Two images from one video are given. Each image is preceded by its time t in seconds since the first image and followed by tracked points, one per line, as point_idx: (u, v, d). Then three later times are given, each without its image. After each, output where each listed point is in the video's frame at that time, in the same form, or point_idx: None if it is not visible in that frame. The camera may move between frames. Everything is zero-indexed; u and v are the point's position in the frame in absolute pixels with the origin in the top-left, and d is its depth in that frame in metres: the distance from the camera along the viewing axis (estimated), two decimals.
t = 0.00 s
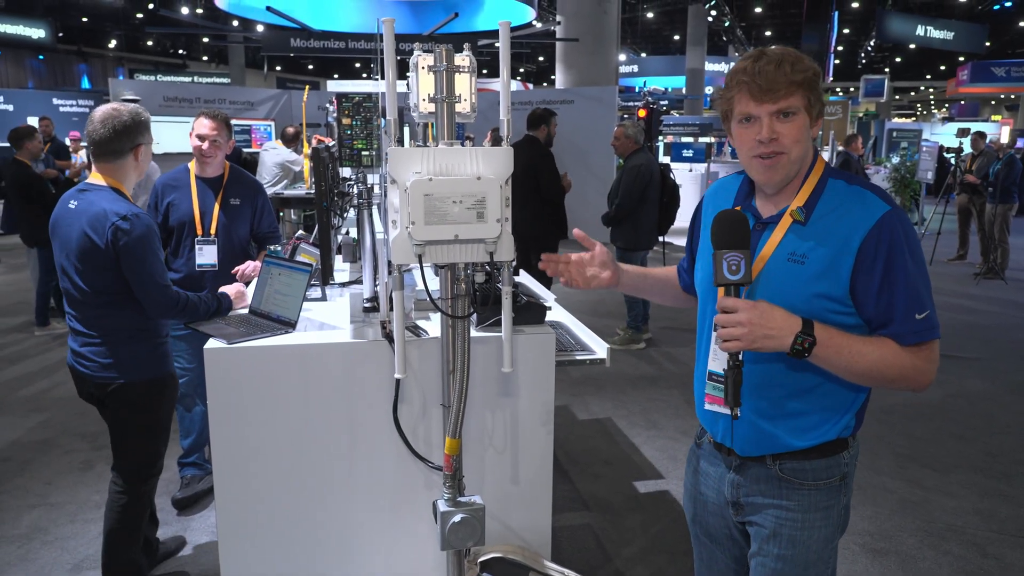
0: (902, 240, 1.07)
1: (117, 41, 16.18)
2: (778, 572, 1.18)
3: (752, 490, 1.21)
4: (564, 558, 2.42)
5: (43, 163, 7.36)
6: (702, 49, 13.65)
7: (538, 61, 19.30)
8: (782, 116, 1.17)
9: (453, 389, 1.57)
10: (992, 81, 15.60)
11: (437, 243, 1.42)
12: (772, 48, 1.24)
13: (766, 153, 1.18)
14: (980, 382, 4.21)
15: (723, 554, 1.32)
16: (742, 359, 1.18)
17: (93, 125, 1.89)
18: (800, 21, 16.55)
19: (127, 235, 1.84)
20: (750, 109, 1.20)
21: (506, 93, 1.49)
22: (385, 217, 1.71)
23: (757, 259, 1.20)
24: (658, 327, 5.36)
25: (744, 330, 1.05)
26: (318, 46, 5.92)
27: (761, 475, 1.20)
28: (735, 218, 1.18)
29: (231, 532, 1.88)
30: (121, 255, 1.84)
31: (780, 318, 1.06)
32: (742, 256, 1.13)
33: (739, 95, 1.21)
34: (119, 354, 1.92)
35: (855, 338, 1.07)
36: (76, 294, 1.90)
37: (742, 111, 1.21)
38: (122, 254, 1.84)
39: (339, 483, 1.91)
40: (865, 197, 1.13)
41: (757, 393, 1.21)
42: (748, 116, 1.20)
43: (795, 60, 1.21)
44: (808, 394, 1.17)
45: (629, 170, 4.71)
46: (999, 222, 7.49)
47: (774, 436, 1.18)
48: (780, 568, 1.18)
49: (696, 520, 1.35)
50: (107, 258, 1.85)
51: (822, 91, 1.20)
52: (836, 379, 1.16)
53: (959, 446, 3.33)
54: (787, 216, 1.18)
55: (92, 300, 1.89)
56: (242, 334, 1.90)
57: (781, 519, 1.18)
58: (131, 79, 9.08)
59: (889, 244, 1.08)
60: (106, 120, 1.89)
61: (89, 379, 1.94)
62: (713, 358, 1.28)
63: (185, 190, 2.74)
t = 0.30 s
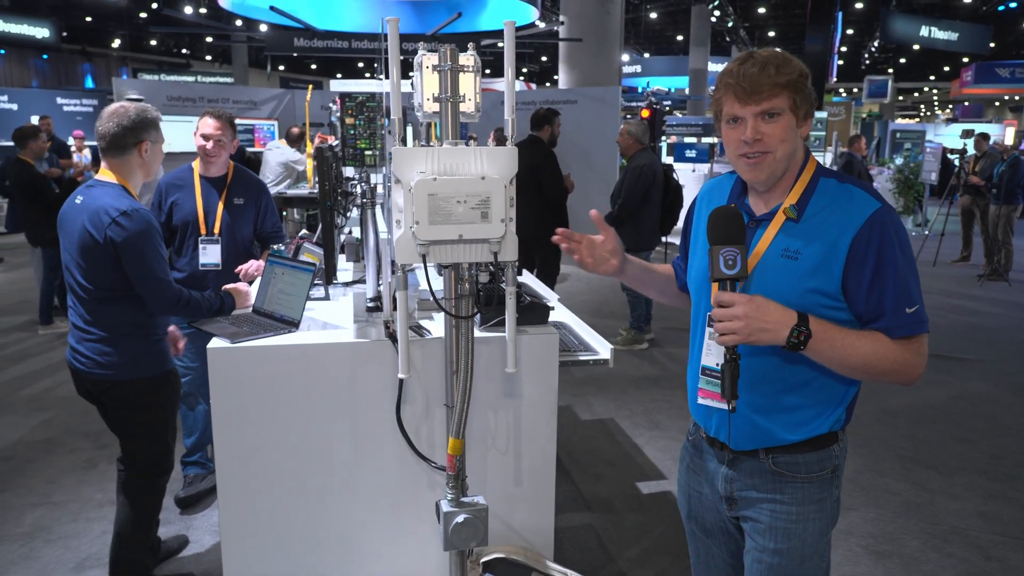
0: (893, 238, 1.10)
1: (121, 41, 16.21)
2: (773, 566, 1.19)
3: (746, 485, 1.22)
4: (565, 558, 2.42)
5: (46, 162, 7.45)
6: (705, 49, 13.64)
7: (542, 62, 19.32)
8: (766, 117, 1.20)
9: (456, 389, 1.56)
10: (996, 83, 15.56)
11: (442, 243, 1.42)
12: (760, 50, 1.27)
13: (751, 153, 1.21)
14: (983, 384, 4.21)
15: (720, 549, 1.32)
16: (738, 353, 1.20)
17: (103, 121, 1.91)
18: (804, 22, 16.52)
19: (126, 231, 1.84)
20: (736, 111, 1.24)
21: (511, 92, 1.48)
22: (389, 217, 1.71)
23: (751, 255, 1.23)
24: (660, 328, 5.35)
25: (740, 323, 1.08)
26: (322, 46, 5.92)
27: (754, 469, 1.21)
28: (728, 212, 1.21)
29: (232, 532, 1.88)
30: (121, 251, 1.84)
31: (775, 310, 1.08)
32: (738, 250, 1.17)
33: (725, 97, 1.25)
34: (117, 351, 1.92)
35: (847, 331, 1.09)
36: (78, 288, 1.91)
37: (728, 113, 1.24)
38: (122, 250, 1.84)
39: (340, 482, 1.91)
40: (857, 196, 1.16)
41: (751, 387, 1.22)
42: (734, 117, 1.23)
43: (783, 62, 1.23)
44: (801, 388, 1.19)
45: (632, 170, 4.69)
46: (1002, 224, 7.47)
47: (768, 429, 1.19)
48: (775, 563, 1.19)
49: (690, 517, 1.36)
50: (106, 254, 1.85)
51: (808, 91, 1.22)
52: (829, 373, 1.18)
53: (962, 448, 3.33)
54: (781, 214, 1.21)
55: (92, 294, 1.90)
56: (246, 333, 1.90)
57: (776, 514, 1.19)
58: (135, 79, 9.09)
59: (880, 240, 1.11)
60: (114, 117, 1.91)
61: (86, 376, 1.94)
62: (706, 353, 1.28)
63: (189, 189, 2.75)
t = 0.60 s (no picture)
0: (882, 236, 1.14)
1: (124, 41, 16.23)
2: (770, 561, 1.22)
3: (742, 481, 1.25)
4: (568, 558, 2.42)
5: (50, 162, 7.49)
6: (708, 49, 13.61)
7: (544, 62, 19.31)
8: (755, 120, 1.22)
9: (460, 391, 1.56)
10: (999, 82, 15.51)
11: (445, 244, 1.41)
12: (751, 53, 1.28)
13: (741, 155, 1.24)
14: (987, 384, 4.20)
15: (717, 545, 1.36)
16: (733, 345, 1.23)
17: (96, 127, 1.88)
18: (807, 22, 16.48)
19: (130, 243, 1.83)
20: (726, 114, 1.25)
21: (514, 93, 1.48)
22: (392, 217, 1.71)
23: (744, 254, 1.25)
24: (663, 328, 5.35)
25: (735, 316, 1.10)
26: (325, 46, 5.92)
27: (749, 465, 1.24)
28: (722, 208, 1.22)
29: (236, 534, 1.88)
30: (124, 262, 1.84)
31: (769, 304, 1.11)
32: (733, 244, 1.18)
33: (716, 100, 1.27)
34: (124, 362, 1.92)
35: (839, 326, 1.12)
36: (77, 300, 1.90)
37: (719, 115, 1.26)
38: (125, 261, 1.84)
39: (343, 483, 1.91)
40: (846, 194, 1.19)
41: (746, 384, 1.25)
42: (725, 120, 1.25)
43: (772, 66, 1.25)
44: (796, 383, 1.23)
45: (633, 170, 4.70)
46: (1006, 224, 7.45)
47: (763, 424, 1.22)
48: (773, 558, 1.22)
49: (687, 513, 1.39)
50: (108, 265, 1.85)
51: (797, 94, 1.24)
52: (822, 368, 1.22)
53: (966, 448, 3.31)
54: (772, 213, 1.23)
55: (94, 306, 1.89)
56: (249, 334, 1.90)
57: (772, 510, 1.22)
58: (138, 79, 9.10)
59: (869, 237, 1.14)
60: (110, 123, 1.88)
61: (92, 386, 1.94)
62: (701, 351, 1.30)
63: (192, 190, 2.75)
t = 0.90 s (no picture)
0: (873, 242, 1.14)
1: (126, 46, 16.28)
2: (762, 559, 1.25)
3: (732, 481, 1.28)
4: (570, 561, 2.41)
5: (52, 166, 7.50)
6: (708, 53, 13.64)
7: (545, 65, 19.36)
8: (718, 133, 1.22)
9: (461, 395, 1.55)
10: (1000, 85, 15.53)
11: (447, 248, 1.41)
12: (736, 58, 1.25)
13: (709, 165, 1.26)
14: (988, 386, 4.20)
15: (710, 544, 1.39)
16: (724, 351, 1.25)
17: (93, 136, 1.87)
18: (807, 25, 16.51)
19: (134, 250, 1.84)
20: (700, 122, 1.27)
21: (516, 96, 1.48)
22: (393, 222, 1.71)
23: (737, 258, 1.26)
24: (664, 332, 5.34)
25: (726, 323, 1.11)
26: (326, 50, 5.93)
27: (739, 465, 1.27)
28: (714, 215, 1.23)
29: (238, 539, 1.88)
30: (127, 272, 1.84)
31: (759, 310, 1.12)
32: (724, 252, 1.19)
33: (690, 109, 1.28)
34: (132, 371, 1.92)
35: (828, 331, 1.14)
36: (79, 312, 1.89)
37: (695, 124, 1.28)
38: (129, 269, 1.84)
39: (345, 487, 1.91)
40: (837, 200, 1.20)
41: (736, 386, 1.28)
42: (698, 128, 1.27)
43: (751, 74, 1.22)
44: (786, 386, 1.25)
45: (633, 173, 4.71)
46: (1008, 227, 7.46)
47: (753, 426, 1.25)
48: (765, 557, 1.25)
49: (679, 513, 1.42)
50: (110, 275, 1.84)
51: (772, 104, 1.20)
52: (812, 371, 1.25)
53: (968, 452, 3.31)
54: (765, 218, 1.24)
55: (96, 318, 1.88)
56: (251, 338, 1.90)
57: (762, 509, 1.25)
58: (140, 83, 9.12)
59: (860, 243, 1.15)
60: (107, 133, 1.87)
61: (98, 396, 1.94)
62: (692, 352, 1.32)
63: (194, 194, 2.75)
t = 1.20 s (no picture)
0: (867, 245, 1.15)
1: (125, 46, 16.27)
2: (751, 559, 1.26)
3: (723, 480, 1.28)
4: (569, 562, 2.41)
5: (51, 166, 7.49)
6: (708, 53, 13.64)
7: (544, 66, 19.36)
8: (727, 129, 1.22)
9: (460, 395, 1.55)
10: (999, 86, 15.54)
11: (446, 248, 1.41)
12: (736, 59, 1.26)
13: (717, 163, 1.25)
14: (987, 386, 4.20)
15: (701, 542, 1.40)
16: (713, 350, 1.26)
17: (95, 136, 1.87)
18: (807, 26, 16.52)
19: (135, 248, 1.84)
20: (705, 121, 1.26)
21: (515, 96, 1.48)
22: (393, 222, 1.71)
23: (732, 258, 1.27)
24: (664, 332, 5.35)
25: (713, 323, 1.12)
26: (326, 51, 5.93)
27: (729, 464, 1.28)
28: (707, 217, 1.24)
29: (236, 540, 1.87)
30: (127, 272, 1.84)
31: (747, 311, 1.13)
32: (714, 253, 1.19)
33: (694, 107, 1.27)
34: (132, 372, 1.92)
35: (818, 333, 1.14)
36: (77, 314, 1.89)
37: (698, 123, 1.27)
38: (130, 269, 1.84)
39: (342, 488, 1.91)
40: (833, 203, 1.20)
41: (726, 386, 1.28)
42: (703, 127, 1.26)
43: (754, 73, 1.23)
44: (776, 386, 1.25)
45: (632, 173, 4.70)
46: (1007, 227, 7.46)
47: (743, 425, 1.26)
48: (756, 557, 1.25)
49: (671, 511, 1.42)
50: (110, 275, 1.84)
51: (778, 100, 1.21)
52: (804, 372, 1.25)
53: (968, 452, 3.31)
54: (761, 218, 1.24)
55: (95, 319, 1.88)
56: (250, 339, 1.90)
57: (753, 509, 1.25)
58: (139, 84, 9.10)
59: (855, 246, 1.15)
60: (111, 134, 1.87)
61: (98, 400, 1.94)
62: (685, 350, 1.32)
63: (192, 195, 2.75)
